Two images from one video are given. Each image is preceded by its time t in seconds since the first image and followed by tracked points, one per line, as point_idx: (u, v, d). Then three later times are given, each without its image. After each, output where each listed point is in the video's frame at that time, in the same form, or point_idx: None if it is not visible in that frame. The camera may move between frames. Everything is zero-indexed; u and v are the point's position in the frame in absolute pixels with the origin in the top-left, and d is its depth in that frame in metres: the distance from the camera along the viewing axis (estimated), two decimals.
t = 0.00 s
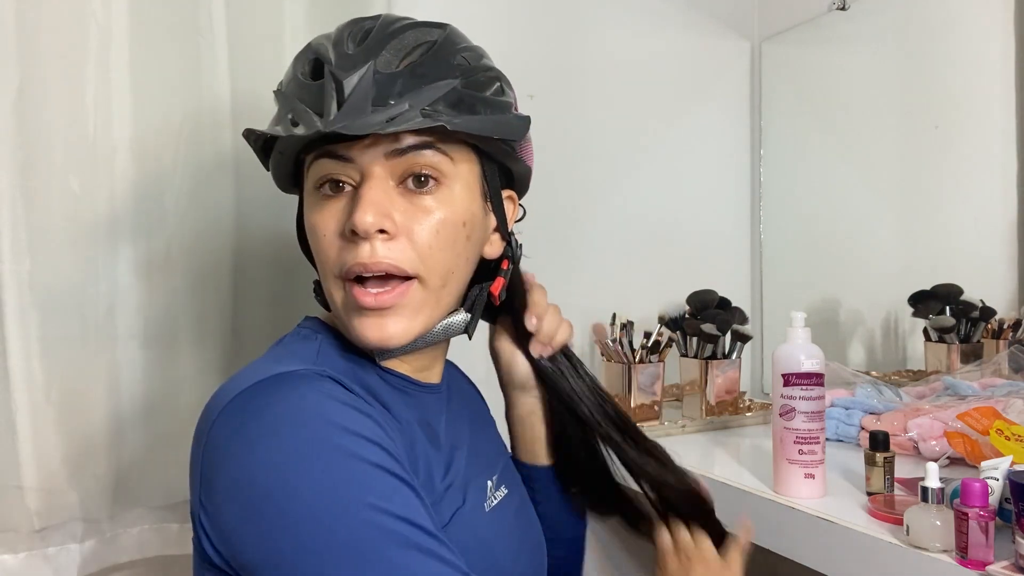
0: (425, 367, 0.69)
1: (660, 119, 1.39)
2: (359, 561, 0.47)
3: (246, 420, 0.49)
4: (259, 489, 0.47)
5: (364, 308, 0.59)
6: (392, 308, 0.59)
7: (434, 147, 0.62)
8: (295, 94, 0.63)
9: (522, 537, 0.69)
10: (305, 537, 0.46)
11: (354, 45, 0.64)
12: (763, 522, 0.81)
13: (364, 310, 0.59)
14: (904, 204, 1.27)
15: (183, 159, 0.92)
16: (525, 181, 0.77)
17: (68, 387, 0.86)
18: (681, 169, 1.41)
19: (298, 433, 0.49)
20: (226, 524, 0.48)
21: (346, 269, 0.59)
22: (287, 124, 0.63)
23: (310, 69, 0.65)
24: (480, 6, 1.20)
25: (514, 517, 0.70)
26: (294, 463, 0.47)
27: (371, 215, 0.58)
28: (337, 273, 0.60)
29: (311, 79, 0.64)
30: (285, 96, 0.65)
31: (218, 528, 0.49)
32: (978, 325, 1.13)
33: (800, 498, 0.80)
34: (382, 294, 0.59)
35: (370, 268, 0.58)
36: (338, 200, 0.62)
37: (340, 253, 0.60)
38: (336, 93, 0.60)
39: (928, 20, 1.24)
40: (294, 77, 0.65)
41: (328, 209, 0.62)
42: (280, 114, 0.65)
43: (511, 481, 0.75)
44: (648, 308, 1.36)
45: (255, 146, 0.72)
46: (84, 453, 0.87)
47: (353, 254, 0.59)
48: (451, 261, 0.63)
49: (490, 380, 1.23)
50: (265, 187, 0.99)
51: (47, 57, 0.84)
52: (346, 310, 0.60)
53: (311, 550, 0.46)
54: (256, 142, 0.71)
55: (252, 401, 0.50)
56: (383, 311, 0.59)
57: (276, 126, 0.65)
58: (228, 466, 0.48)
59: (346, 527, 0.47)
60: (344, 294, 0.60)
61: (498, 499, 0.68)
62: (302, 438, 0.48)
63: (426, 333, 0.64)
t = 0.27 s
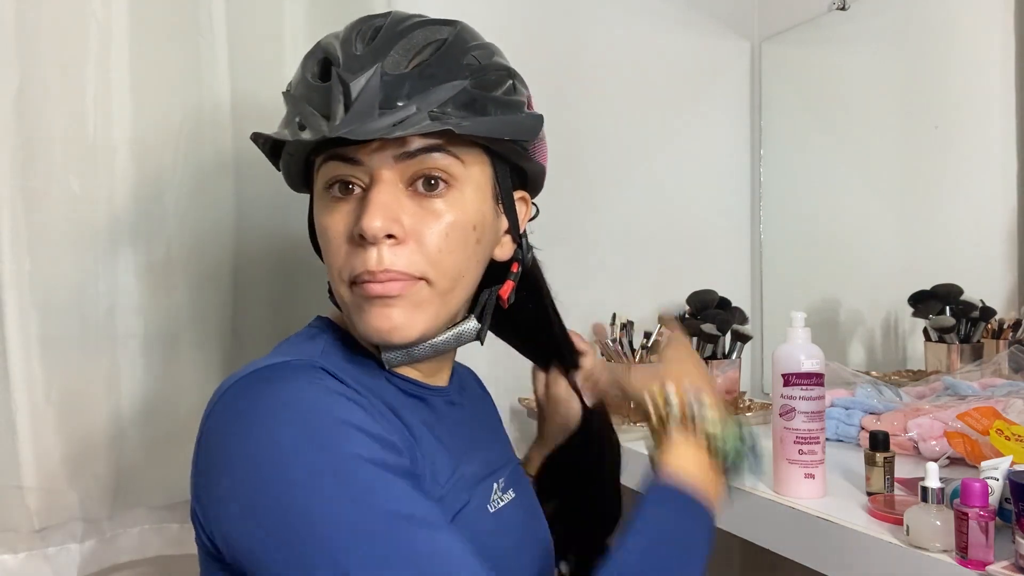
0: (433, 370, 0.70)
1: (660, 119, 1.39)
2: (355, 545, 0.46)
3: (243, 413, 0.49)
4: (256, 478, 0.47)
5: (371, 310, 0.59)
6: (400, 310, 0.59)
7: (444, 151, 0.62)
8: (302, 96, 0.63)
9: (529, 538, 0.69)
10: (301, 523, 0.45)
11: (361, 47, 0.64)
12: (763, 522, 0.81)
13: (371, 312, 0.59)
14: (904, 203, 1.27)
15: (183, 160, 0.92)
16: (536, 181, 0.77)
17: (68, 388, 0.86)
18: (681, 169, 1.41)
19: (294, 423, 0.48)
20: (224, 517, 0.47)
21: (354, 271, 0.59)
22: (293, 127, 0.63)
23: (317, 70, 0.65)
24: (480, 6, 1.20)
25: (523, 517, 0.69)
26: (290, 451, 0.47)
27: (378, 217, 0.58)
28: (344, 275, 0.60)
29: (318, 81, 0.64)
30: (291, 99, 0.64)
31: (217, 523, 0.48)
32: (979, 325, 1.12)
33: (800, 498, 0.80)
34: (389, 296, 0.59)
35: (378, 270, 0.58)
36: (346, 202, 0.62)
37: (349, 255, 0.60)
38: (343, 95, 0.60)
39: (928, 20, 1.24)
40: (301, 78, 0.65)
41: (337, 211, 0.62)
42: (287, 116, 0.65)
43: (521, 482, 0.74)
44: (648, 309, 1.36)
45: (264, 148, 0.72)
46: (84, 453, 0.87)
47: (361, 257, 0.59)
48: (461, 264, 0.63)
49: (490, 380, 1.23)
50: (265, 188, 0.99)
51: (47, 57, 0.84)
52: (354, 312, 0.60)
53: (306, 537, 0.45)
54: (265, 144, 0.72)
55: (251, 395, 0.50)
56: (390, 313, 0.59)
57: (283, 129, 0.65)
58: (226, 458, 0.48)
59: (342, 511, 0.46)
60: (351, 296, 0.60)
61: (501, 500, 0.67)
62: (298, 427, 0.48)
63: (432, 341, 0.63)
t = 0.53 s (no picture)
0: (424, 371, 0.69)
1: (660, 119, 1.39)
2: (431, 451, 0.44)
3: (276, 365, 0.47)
4: (305, 417, 0.44)
5: (349, 307, 0.59)
6: (377, 308, 0.59)
7: (424, 149, 0.62)
8: (283, 94, 0.64)
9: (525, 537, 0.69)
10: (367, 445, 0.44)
11: (341, 43, 0.64)
12: (763, 522, 0.81)
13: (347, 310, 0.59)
14: (904, 203, 1.27)
15: (182, 160, 0.92)
16: (530, 178, 0.77)
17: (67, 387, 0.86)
18: (681, 169, 1.41)
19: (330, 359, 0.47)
20: (276, 473, 0.44)
21: (333, 268, 0.60)
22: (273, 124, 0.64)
23: (298, 67, 0.65)
24: (479, 7, 1.20)
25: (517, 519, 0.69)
26: (334, 389, 0.45)
27: (355, 214, 0.58)
28: (324, 271, 0.61)
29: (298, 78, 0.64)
30: (272, 97, 0.65)
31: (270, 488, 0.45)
32: (979, 325, 1.12)
33: (801, 498, 0.80)
34: (367, 294, 0.59)
35: (354, 268, 0.58)
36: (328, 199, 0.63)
37: (329, 251, 0.60)
38: (319, 91, 0.60)
39: (928, 20, 1.24)
40: (283, 76, 0.65)
41: (319, 209, 0.63)
42: (270, 114, 0.66)
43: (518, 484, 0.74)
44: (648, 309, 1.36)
45: (252, 147, 0.73)
46: (84, 453, 0.87)
47: (339, 254, 0.59)
48: (443, 263, 0.62)
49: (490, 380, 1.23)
50: (264, 187, 0.99)
51: (47, 57, 0.84)
52: (334, 308, 0.60)
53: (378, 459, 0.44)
54: (253, 144, 0.72)
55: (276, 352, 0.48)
56: (368, 311, 0.59)
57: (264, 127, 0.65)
58: (265, 412, 0.45)
59: (407, 423, 0.45)
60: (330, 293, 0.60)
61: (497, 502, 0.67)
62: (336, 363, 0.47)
63: (415, 339, 0.63)
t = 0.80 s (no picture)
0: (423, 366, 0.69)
1: (660, 119, 1.39)
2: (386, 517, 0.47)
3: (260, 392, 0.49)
4: (275, 453, 0.47)
5: (346, 296, 0.59)
6: (375, 297, 0.59)
7: (423, 142, 0.62)
8: (286, 88, 0.64)
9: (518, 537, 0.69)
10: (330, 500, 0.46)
11: (346, 39, 0.65)
12: (763, 522, 0.81)
13: (346, 298, 0.59)
14: (904, 203, 1.27)
15: (182, 160, 0.92)
16: (531, 181, 0.77)
17: (67, 387, 0.86)
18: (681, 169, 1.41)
19: (311, 399, 0.49)
20: (239, 500, 0.47)
21: (332, 257, 0.60)
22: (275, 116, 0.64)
23: (303, 62, 0.66)
24: (479, 6, 1.20)
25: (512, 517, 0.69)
26: (309, 429, 0.48)
27: (355, 203, 0.59)
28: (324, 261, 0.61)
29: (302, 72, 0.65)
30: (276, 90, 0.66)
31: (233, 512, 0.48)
32: (978, 325, 1.12)
33: (801, 498, 0.80)
34: (365, 283, 0.59)
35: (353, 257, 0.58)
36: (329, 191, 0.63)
37: (329, 242, 0.60)
38: (321, 83, 0.61)
39: (928, 20, 1.24)
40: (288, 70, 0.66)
41: (320, 200, 0.63)
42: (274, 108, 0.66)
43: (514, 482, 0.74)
44: (648, 309, 1.36)
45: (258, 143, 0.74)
46: (84, 453, 0.87)
47: (339, 244, 0.59)
48: (440, 256, 0.62)
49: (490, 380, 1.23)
50: (264, 187, 1.00)
51: (47, 57, 0.84)
52: (332, 298, 0.60)
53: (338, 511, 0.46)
54: (259, 140, 0.73)
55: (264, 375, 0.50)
56: (366, 300, 0.59)
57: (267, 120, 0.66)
58: (242, 437, 0.48)
59: (372, 485, 0.47)
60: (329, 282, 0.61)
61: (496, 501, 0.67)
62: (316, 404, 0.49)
63: (415, 328, 0.63)
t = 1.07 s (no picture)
0: (427, 365, 0.69)
1: (660, 119, 1.39)
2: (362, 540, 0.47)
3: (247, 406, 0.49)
4: (255, 471, 0.47)
5: (355, 293, 0.59)
6: (385, 294, 0.59)
7: (430, 138, 0.62)
8: (290, 88, 0.64)
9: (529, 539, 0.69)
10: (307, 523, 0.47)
11: (347, 38, 0.65)
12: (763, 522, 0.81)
13: (357, 297, 0.59)
14: (904, 203, 1.27)
15: (182, 159, 0.92)
16: (528, 174, 0.77)
17: (67, 387, 0.86)
18: (681, 169, 1.41)
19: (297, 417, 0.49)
20: (220, 513, 0.48)
21: (341, 255, 0.60)
22: (282, 116, 0.64)
23: (306, 62, 0.66)
24: (479, 6, 1.20)
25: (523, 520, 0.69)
26: (297, 447, 0.48)
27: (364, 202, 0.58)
28: (332, 260, 0.61)
29: (306, 71, 0.65)
30: (281, 91, 0.65)
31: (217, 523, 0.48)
32: (979, 325, 1.13)
33: (799, 498, 0.80)
34: (375, 280, 0.59)
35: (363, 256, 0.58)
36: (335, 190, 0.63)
37: (337, 241, 0.60)
38: (328, 83, 0.61)
39: (928, 20, 1.24)
40: (291, 70, 0.66)
41: (327, 199, 0.63)
42: (278, 108, 0.66)
43: (525, 486, 0.74)
44: (648, 308, 1.36)
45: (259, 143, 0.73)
46: (85, 453, 0.87)
47: (348, 242, 0.59)
48: (448, 252, 0.62)
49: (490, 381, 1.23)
50: (265, 187, 1.00)
51: (47, 57, 0.84)
52: (341, 296, 0.60)
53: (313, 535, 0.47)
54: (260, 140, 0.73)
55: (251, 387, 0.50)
56: (376, 297, 0.59)
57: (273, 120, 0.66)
58: (232, 450, 0.48)
59: (353, 516, 0.47)
60: (338, 281, 0.60)
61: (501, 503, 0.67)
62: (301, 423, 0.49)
63: (420, 327, 0.62)
